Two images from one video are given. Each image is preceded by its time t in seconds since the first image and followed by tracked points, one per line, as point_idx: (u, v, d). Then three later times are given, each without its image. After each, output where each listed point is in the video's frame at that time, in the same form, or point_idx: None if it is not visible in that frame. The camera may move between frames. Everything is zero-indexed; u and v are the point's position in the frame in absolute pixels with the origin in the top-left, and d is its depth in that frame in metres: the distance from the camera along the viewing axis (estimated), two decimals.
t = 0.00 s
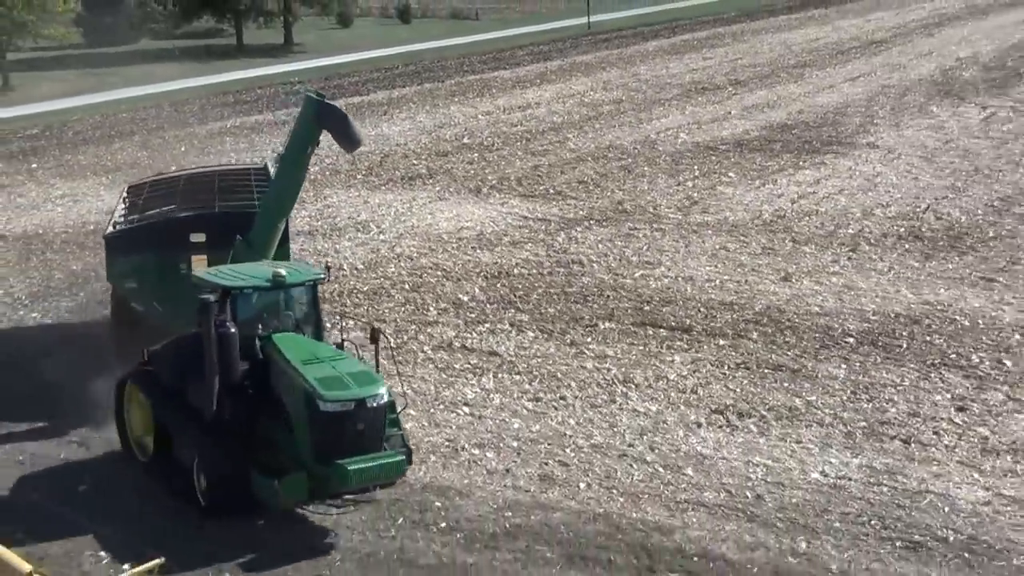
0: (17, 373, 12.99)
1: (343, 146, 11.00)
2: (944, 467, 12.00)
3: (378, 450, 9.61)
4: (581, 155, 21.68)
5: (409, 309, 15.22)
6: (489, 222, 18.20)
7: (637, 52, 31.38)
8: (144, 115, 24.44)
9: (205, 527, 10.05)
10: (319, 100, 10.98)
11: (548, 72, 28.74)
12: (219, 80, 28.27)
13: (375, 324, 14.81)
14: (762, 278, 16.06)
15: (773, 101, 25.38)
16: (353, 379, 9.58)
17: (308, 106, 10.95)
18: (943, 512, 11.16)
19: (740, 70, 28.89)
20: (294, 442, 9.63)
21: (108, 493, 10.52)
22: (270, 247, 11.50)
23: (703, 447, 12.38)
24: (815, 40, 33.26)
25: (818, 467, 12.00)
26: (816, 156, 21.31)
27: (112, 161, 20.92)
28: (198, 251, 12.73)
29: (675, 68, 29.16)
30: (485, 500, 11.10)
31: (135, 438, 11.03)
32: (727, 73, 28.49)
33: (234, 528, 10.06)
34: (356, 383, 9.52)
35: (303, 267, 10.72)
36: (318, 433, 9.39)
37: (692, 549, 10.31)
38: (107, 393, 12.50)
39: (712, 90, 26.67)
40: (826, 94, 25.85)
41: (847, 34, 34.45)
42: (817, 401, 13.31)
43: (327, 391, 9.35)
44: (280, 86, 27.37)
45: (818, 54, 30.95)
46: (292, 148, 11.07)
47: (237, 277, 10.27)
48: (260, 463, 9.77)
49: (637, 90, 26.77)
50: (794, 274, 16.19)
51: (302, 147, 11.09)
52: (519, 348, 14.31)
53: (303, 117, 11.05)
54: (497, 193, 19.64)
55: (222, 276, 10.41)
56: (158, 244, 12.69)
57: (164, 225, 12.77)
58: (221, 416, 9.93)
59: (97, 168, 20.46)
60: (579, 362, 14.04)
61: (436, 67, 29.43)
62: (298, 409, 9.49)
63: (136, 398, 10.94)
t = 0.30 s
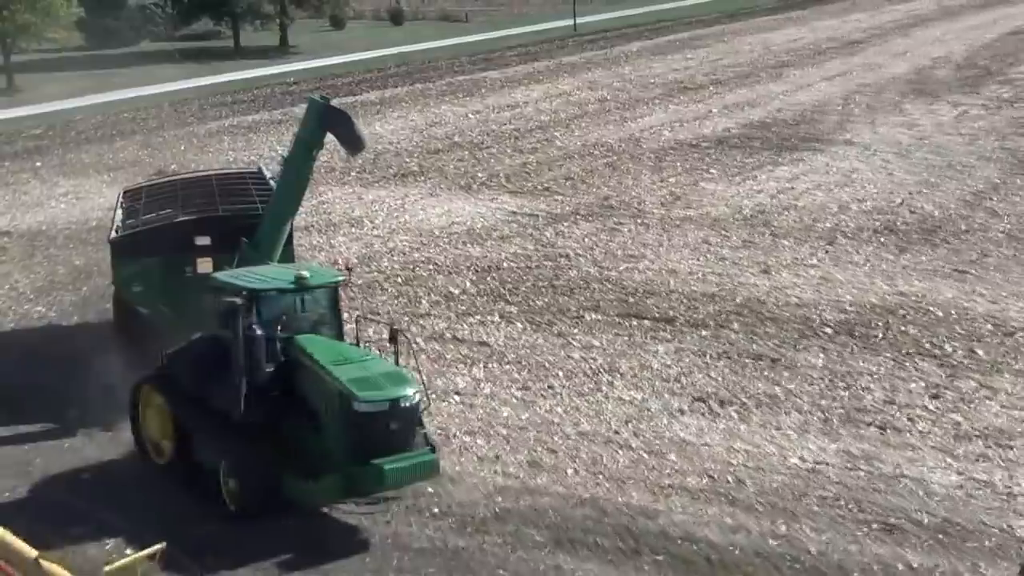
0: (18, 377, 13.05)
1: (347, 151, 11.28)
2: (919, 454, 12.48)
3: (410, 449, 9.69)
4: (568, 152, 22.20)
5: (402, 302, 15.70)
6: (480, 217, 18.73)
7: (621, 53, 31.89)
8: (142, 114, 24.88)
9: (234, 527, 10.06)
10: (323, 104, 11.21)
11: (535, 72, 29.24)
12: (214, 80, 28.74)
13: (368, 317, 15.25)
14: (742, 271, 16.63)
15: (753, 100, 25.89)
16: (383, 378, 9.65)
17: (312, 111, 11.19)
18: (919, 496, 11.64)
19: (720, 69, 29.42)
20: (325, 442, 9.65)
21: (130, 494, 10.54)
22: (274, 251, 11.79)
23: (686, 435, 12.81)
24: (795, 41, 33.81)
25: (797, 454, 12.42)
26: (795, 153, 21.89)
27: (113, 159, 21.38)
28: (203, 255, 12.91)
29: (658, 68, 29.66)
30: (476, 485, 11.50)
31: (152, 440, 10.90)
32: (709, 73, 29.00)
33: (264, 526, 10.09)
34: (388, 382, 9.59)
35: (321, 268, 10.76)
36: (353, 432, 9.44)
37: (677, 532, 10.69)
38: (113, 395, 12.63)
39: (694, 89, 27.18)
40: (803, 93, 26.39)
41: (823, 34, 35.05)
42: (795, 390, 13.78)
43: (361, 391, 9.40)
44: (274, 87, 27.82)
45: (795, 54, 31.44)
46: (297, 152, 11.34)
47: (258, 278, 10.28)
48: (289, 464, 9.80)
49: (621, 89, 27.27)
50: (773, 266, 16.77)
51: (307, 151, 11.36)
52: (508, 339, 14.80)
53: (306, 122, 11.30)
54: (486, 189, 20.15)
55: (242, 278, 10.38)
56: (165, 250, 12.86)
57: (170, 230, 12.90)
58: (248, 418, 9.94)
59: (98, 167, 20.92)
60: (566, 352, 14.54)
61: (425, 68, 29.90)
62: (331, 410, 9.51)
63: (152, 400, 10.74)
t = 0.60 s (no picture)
0: (19, 387, 12.93)
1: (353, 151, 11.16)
2: (898, 441, 12.62)
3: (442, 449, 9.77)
4: (556, 148, 22.57)
5: (394, 296, 16.06)
6: (469, 212, 19.15)
7: (608, 51, 32.28)
8: (138, 113, 25.24)
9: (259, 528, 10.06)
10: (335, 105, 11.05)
11: (523, 70, 29.61)
12: (208, 80, 29.10)
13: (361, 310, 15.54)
14: (724, 264, 17.07)
15: (735, 97, 26.28)
16: (417, 379, 9.69)
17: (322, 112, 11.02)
18: (896, 483, 11.70)
19: (704, 68, 29.84)
20: (359, 446, 9.65)
21: (148, 496, 10.59)
22: (281, 251, 11.77)
23: (671, 422, 13.05)
24: (777, 39, 34.22)
25: (780, 441, 12.60)
26: (777, 149, 22.32)
27: (111, 157, 21.75)
28: (208, 257, 13.31)
29: (643, 66, 30.06)
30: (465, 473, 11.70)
31: (167, 443, 10.99)
32: (694, 71, 29.42)
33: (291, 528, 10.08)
34: (422, 383, 9.63)
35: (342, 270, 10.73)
36: (388, 433, 9.48)
37: (662, 518, 10.81)
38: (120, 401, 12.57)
39: (677, 87, 27.56)
40: (784, 90, 26.81)
41: (804, 33, 35.48)
42: (777, 378, 14.09)
43: (397, 394, 9.42)
44: (268, 86, 28.15)
45: (777, 52, 31.80)
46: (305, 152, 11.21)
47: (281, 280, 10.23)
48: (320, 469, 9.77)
49: (607, 87, 27.66)
50: (755, 259, 17.21)
51: (314, 152, 11.26)
52: (498, 331, 15.17)
53: (316, 121, 11.13)
54: (476, 185, 20.52)
55: (264, 279, 10.36)
56: (171, 252, 13.17)
57: (173, 233, 13.20)
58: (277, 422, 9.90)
59: (96, 164, 21.29)
60: (554, 344, 14.89)
61: (415, 67, 30.26)
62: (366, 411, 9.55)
63: (168, 402, 10.83)
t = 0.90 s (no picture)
0: (22, 388, 13.04)
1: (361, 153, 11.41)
2: (876, 428, 12.95)
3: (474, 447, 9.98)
4: (544, 144, 22.92)
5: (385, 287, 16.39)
6: (459, 206, 19.50)
7: (595, 49, 32.64)
8: (132, 108, 25.52)
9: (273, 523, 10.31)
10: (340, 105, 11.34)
11: (511, 67, 29.96)
12: (201, 76, 29.36)
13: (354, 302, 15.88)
14: (708, 257, 17.47)
15: (720, 94, 26.66)
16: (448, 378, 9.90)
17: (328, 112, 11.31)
18: (875, 469, 11.96)
19: (689, 65, 30.21)
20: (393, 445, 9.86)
21: (158, 489, 10.85)
22: (286, 253, 12.08)
23: (655, 411, 13.41)
24: (761, 37, 34.62)
25: (761, 429, 12.97)
26: (760, 144, 22.70)
27: (107, 151, 22.04)
28: (213, 258, 13.08)
29: (629, 63, 30.42)
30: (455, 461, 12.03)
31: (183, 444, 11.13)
32: (679, 68, 29.80)
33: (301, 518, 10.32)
34: (454, 381, 9.86)
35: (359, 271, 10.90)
36: (423, 432, 9.68)
37: (646, 505, 11.14)
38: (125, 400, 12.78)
39: (663, 84, 27.93)
40: (766, 87, 27.20)
41: (787, 31, 35.86)
42: (759, 368, 14.45)
43: (433, 392, 9.63)
44: (261, 82, 28.43)
45: (760, 51, 32.19)
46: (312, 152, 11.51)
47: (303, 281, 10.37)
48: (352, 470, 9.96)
49: (594, 84, 28.02)
50: (738, 252, 17.61)
51: (320, 152, 11.53)
52: (487, 323, 15.49)
53: (322, 121, 11.41)
54: (465, 179, 20.87)
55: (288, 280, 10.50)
56: (176, 254, 13.03)
57: (178, 236, 13.00)
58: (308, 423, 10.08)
59: (92, 158, 21.59)
60: (542, 335, 15.24)
61: (404, 64, 30.58)
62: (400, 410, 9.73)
63: (186, 404, 10.96)
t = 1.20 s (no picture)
0: (23, 390, 13.13)
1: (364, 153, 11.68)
2: (856, 419, 13.23)
3: (504, 448, 10.11)
4: (529, 140, 23.17)
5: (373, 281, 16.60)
6: (447, 201, 19.73)
7: (580, 47, 32.91)
8: (122, 105, 25.68)
9: (274, 518, 10.49)
10: (344, 104, 11.63)
11: (498, 65, 30.20)
12: (190, 72, 29.52)
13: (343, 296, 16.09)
14: (692, 251, 17.75)
15: (703, 91, 26.95)
16: (480, 379, 9.99)
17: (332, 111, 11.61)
18: (855, 459, 12.28)
19: (673, 62, 30.49)
20: (425, 448, 9.94)
21: (150, 486, 11.04)
22: (290, 254, 12.27)
23: (640, 402, 13.66)
24: (743, 36, 34.93)
25: (743, 419, 13.24)
26: (743, 141, 22.98)
27: (97, 148, 22.21)
28: (217, 259, 12.93)
29: (613, 61, 30.69)
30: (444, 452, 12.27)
31: (198, 449, 11.08)
32: (662, 66, 30.08)
33: (299, 515, 10.50)
34: (487, 382, 9.95)
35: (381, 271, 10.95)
36: (457, 434, 9.76)
37: (631, 495, 11.40)
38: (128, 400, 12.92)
39: (647, 81, 28.22)
40: (749, 85, 27.50)
41: (769, 30, 36.16)
42: (741, 360, 14.70)
43: (467, 394, 9.71)
44: (250, 79, 28.62)
45: (743, 49, 32.49)
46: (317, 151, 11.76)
47: (326, 285, 10.42)
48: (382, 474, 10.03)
49: (579, 81, 28.28)
50: (721, 246, 17.90)
51: (326, 151, 11.78)
52: (474, 316, 15.69)
53: (327, 121, 11.69)
54: (453, 175, 21.11)
55: (315, 283, 10.56)
56: (180, 257, 12.82)
57: (181, 238, 12.78)
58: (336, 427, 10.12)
59: (84, 154, 21.75)
60: (528, 328, 15.47)
61: (391, 61, 30.80)
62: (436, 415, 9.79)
63: (202, 409, 10.94)
